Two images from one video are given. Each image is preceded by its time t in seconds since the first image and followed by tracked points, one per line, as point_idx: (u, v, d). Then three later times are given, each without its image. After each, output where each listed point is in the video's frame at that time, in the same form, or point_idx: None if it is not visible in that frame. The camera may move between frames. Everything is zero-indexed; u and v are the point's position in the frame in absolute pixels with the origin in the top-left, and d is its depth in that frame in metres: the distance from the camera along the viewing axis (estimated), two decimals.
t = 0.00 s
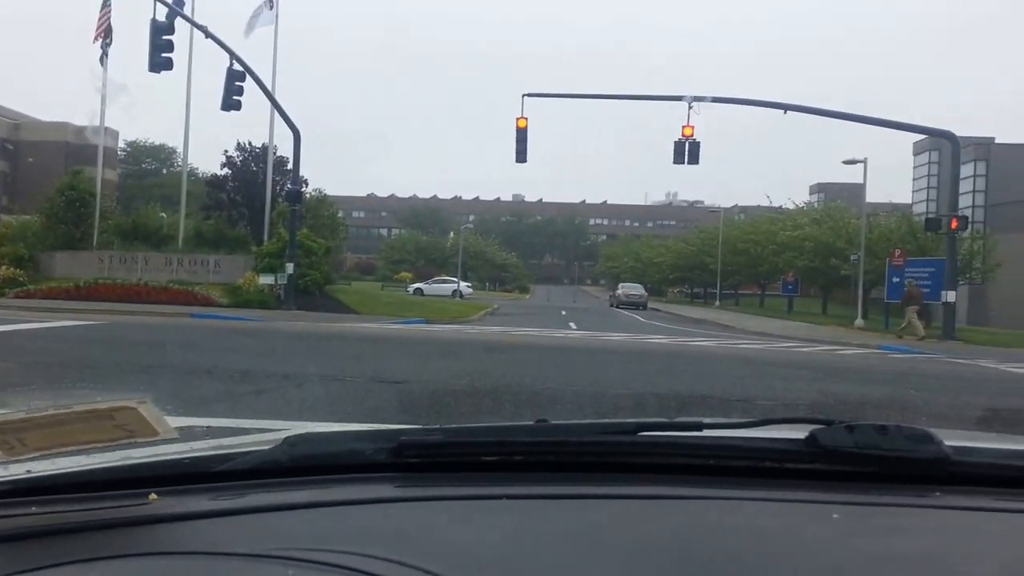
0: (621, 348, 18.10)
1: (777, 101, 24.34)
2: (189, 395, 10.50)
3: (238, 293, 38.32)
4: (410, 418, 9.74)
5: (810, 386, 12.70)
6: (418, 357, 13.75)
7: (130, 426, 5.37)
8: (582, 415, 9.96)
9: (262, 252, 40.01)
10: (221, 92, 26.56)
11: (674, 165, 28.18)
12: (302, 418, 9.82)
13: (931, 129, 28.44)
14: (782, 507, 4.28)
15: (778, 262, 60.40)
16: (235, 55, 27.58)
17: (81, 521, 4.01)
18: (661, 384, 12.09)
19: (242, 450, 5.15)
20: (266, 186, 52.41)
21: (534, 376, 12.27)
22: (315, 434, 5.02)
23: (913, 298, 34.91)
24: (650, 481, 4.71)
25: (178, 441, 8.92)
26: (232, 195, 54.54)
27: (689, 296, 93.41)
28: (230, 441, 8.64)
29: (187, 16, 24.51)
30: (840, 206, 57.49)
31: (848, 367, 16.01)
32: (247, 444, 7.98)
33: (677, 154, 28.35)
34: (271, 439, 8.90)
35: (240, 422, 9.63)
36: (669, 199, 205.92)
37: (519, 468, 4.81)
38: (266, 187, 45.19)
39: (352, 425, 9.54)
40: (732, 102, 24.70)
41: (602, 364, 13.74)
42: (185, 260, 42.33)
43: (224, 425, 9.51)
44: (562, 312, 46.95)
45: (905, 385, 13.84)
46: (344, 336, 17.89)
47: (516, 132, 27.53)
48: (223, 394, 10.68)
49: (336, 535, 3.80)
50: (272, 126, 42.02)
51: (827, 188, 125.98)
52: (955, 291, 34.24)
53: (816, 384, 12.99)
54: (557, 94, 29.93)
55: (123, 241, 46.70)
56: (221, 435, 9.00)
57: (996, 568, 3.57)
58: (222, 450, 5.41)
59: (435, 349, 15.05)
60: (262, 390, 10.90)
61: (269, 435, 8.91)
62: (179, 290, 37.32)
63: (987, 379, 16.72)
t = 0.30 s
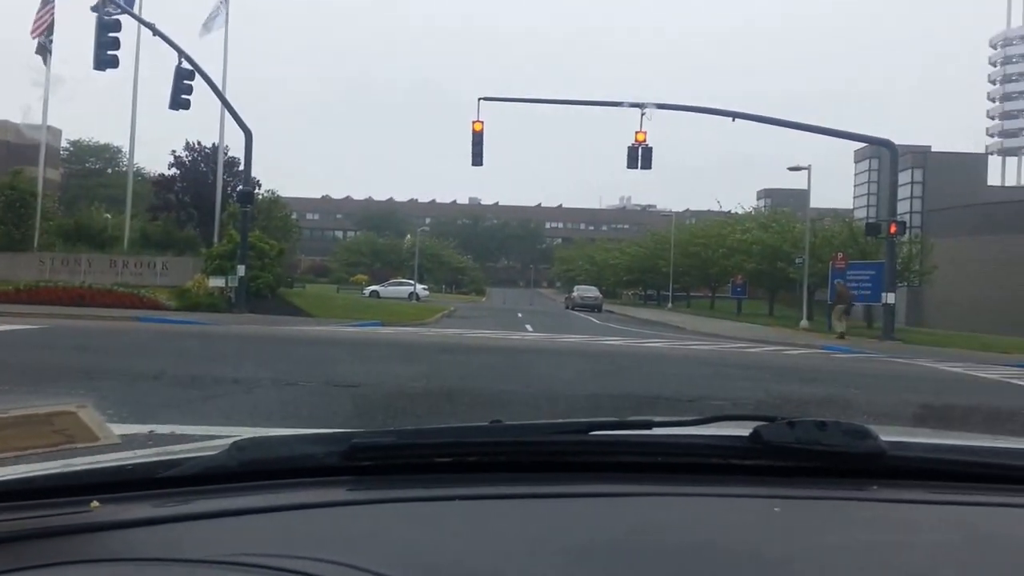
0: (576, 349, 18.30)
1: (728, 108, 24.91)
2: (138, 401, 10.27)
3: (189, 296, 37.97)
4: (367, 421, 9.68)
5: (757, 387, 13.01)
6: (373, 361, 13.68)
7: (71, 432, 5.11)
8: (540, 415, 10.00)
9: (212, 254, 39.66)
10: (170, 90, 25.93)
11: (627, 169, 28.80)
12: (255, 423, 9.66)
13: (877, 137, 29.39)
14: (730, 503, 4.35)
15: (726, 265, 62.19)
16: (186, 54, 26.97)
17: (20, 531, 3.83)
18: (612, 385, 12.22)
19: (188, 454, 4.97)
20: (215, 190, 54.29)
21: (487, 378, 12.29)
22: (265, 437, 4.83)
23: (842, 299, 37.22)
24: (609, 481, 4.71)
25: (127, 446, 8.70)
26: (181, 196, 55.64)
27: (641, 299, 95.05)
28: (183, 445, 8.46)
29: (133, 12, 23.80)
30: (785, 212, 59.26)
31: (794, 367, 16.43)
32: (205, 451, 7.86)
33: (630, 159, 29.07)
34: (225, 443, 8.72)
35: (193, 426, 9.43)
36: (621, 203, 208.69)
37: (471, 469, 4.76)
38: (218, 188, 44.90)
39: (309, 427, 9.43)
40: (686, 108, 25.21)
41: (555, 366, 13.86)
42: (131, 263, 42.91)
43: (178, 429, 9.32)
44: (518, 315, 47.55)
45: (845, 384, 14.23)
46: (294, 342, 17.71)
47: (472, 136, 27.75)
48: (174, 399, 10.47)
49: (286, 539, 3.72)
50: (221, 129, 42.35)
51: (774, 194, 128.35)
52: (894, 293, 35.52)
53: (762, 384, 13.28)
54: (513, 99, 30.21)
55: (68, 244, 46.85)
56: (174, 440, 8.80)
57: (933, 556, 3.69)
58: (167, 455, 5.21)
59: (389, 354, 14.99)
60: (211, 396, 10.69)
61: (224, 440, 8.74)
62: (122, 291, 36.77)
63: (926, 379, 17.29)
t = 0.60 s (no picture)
0: (529, 351, 18.37)
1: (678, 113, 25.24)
2: (84, 406, 10.01)
3: (136, 300, 37.27)
4: (320, 423, 9.56)
5: (707, 387, 13.18)
6: (325, 366, 13.56)
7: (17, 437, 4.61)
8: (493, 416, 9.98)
9: (158, 256, 38.86)
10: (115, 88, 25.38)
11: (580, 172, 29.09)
12: (204, 427, 9.48)
13: (823, 144, 30.08)
14: (681, 502, 4.33)
15: (676, 268, 63.20)
16: (131, 52, 26.44)
17: None
18: (565, 387, 12.24)
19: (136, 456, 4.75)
20: (162, 190, 53.50)
21: (441, 380, 12.29)
22: (213, 440, 4.59)
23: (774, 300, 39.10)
24: (565, 480, 4.65)
25: (72, 451, 8.45)
26: (127, 197, 54.62)
27: (594, 302, 95.74)
28: (133, 449, 8.26)
29: (78, 9, 23.25)
30: (734, 215, 60.22)
31: (743, 368, 16.63)
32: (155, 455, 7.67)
33: (583, 163, 29.39)
34: (174, 446, 8.51)
35: (141, 432, 9.21)
36: (574, 206, 210.39)
37: (426, 469, 4.66)
38: (165, 189, 44.14)
39: (260, 431, 9.28)
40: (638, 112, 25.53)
41: (508, 369, 13.87)
42: (75, 265, 42.05)
43: (124, 435, 9.09)
44: (471, 317, 47.55)
45: (788, 384, 14.44)
46: (242, 347, 17.46)
47: (426, 138, 27.71)
48: (122, 404, 10.24)
49: (233, 542, 3.60)
50: (167, 128, 41.62)
51: (722, 199, 129.99)
52: (838, 295, 36.33)
53: (713, 385, 13.47)
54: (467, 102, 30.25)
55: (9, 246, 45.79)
56: (121, 445, 8.59)
57: (876, 549, 3.70)
58: (115, 457, 4.97)
59: (341, 359, 14.89)
60: (159, 400, 10.48)
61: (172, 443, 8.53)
62: (65, 295, 35.84)
63: (871, 379, 17.61)
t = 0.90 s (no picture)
0: (480, 353, 18.41)
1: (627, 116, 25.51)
2: (26, 411, 9.78)
3: (79, 302, 36.50)
4: (270, 426, 9.46)
5: (656, 388, 13.33)
6: (274, 369, 13.43)
7: None
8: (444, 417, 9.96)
9: (103, 258, 38.03)
10: (57, 86, 24.82)
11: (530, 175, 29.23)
12: (151, 431, 9.31)
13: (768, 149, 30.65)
14: (630, 498, 4.40)
15: (626, 270, 63.88)
16: (74, 50, 25.90)
17: None
18: (515, 389, 12.28)
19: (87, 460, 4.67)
20: (106, 190, 52.43)
21: (393, 383, 12.28)
22: (165, 444, 4.54)
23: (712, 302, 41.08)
24: (519, 479, 4.68)
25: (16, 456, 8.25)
26: (70, 197, 53.43)
27: (545, 305, 96.25)
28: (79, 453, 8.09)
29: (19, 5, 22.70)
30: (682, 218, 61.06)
31: (691, 368, 16.84)
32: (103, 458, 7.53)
33: (533, 166, 29.53)
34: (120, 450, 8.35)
35: (86, 437, 9.01)
36: (525, 209, 210.93)
37: (381, 470, 4.64)
38: (109, 189, 43.22)
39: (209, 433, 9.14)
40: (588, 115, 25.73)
41: (459, 370, 13.88)
42: (16, 267, 41.14)
43: (69, 440, 8.89)
44: (423, 320, 47.27)
45: (735, 384, 14.68)
46: (189, 349, 17.23)
47: (377, 140, 27.56)
48: (66, 409, 10.02)
49: (185, 543, 3.57)
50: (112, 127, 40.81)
51: (671, 202, 131.22)
52: (783, 297, 36.97)
53: (661, 386, 13.64)
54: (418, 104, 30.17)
55: None
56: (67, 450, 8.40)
57: (820, 541, 3.80)
58: (64, 460, 4.88)
59: (291, 361, 14.78)
60: (105, 405, 10.28)
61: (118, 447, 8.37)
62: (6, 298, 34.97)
63: (814, 379, 17.95)
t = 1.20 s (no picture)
0: (436, 354, 18.39)
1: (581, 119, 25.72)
2: None
3: (25, 305, 35.75)
4: (226, 427, 9.37)
5: (608, 388, 13.46)
6: (227, 371, 13.30)
7: None
8: (400, 417, 9.95)
9: (52, 259, 37.28)
10: (4, 85, 24.26)
11: (486, 178, 29.31)
12: (102, 434, 9.17)
13: (719, 153, 31.07)
14: (588, 494, 4.46)
15: (580, 271, 64.37)
16: (22, 47, 25.34)
17: None
18: (470, 390, 12.28)
19: (38, 462, 4.59)
20: (55, 191, 51.53)
21: (347, 384, 12.26)
22: (123, 444, 4.50)
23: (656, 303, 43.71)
24: (479, 477, 4.71)
25: None
26: (18, 197, 52.61)
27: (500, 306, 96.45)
28: (29, 455, 7.96)
29: None
30: (636, 220, 61.63)
31: (644, 369, 16.99)
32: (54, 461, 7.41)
33: (488, 169, 29.58)
34: (70, 451, 8.22)
35: (35, 439, 8.84)
36: (480, 210, 211.03)
37: (337, 470, 4.62)
38: (57, 188, 42.29)
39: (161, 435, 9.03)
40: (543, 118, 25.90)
41: (414, 371, 13.87)
42: None
43: (18, 442, 8.72)
44: (377, 321, 47.07)
45: (687, 384, 14.85)
46: (139, 351, 16.99)
47: (331, 141, 27.38)
48: (13, 412, 9.84)
49: (143, 543, 3.54)
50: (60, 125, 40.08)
51: (624, 205, 132.21)
52: (734, 298, 37.51)
53: (614, 386, 13.74)
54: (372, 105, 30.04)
55: None
56: (16, 452, 8.24)
57: (772, 534, 3.90)
58: (16, 461, 4.79)
59: (244, 363, 14.66)
60: (54, 407, 10.12)
61: (68, 448, 8.23)
62: None
63: (764, 379, 18.22)
